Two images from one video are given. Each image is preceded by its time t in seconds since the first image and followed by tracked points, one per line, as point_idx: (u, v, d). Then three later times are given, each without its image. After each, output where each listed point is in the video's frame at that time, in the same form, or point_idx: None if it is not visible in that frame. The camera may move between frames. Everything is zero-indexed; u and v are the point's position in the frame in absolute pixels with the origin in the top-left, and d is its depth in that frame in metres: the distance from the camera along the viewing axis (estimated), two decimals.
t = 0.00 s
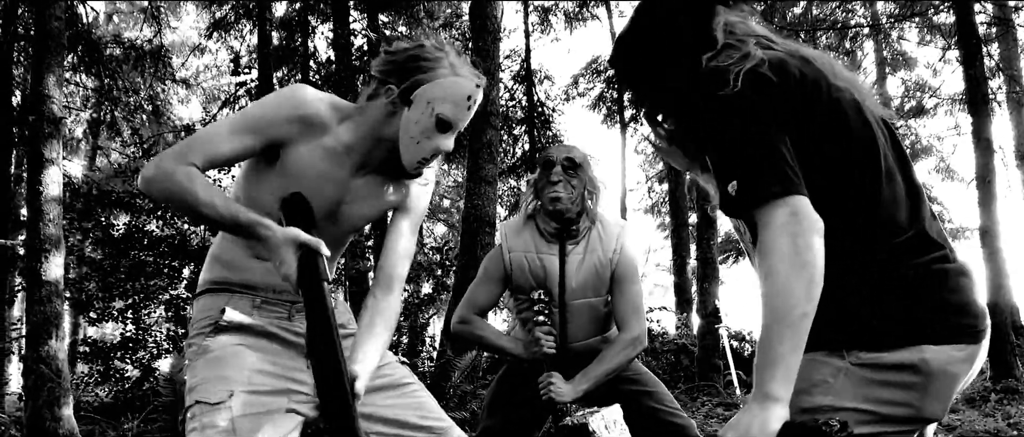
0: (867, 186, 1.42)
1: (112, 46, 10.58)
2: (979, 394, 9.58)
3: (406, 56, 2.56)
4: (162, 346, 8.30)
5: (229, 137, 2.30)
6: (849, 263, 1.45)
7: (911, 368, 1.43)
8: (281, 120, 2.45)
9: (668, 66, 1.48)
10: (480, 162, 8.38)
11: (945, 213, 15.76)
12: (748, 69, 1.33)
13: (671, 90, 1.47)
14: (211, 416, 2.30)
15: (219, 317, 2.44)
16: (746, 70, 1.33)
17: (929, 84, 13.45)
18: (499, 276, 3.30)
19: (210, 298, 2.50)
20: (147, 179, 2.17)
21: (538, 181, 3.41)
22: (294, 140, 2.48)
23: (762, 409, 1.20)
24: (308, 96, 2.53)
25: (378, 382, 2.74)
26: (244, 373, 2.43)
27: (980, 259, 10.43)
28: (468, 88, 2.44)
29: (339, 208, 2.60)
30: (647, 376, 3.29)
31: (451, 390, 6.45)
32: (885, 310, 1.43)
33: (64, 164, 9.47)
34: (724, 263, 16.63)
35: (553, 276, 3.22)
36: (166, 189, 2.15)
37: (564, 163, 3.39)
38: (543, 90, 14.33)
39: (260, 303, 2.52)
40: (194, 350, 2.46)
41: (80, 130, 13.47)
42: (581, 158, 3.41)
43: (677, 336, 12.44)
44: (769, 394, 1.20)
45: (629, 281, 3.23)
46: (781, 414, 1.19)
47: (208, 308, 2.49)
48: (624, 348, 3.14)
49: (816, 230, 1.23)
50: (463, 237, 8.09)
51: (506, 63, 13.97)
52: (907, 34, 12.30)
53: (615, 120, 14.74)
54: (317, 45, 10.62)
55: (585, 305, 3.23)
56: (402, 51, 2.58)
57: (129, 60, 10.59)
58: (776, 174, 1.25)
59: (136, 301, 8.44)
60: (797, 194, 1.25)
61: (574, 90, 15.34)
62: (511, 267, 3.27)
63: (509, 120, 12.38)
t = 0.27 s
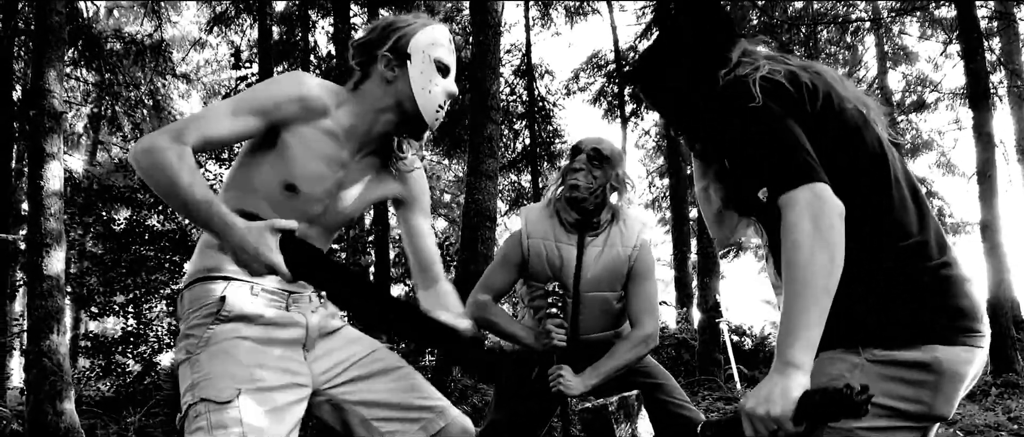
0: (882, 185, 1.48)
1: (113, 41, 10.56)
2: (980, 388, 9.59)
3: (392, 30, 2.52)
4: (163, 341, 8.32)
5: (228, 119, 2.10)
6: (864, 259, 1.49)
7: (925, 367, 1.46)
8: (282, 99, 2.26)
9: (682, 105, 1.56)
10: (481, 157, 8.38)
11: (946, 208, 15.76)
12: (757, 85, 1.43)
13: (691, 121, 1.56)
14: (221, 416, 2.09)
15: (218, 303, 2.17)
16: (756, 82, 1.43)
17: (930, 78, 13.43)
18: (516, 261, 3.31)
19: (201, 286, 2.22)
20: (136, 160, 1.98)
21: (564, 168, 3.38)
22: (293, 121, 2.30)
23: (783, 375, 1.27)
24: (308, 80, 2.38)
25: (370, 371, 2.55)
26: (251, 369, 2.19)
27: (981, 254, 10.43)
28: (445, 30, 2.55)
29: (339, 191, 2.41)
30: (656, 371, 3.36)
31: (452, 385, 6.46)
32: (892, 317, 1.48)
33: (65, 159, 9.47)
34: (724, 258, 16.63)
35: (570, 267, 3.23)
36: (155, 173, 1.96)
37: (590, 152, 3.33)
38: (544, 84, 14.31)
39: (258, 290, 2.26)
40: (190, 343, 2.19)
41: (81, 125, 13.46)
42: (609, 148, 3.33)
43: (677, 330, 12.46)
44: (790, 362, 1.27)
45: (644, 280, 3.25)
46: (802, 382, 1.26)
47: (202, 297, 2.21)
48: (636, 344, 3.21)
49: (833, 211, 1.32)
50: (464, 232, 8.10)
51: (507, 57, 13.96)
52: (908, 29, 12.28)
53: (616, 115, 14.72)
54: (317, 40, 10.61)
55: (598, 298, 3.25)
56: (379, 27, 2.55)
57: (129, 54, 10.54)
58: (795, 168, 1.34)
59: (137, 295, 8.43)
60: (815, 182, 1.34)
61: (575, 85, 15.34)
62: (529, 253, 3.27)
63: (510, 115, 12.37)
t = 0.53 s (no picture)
0: (873, 182, 1.68)
1: (112, 36, 10.50)
2: (979, 384, 9.61)
3: (411, 24, 2.63)
4: (164, 335, 8.35)
5: (247, 103, 2.25)
6: (857, 254, 1.72)
7: (914, 359, 1.69)
8: (303, 90, 2.38)
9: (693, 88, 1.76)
10: (482, 153, 8.38)
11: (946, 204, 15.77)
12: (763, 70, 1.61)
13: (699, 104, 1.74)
14: (235, 401, 2.19)
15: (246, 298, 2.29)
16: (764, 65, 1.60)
17: (930, 74, 13.40)
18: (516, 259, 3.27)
19: (238, 279, 2.34)
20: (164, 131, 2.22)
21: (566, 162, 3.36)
22: (316, 112, 2.42)
23: (779, 331, 1.39)
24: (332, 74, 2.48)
25: (400, 370, 2.60)
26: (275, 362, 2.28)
27: (980, 250, 10.45)
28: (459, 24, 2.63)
29: (367, 186, 2.47)
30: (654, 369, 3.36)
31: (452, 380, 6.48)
32: (886, 311, 1.72)
33: (64, 153, 9.46)
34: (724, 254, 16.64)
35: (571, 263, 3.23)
36: (179, 140, 2.19)
37: (596, 147, 3.35)
38: (544, 80, 14.30)
39: (287, 285, 2.35)
40: (220, 332, 2.32)
41: (80, 120, 13.42)
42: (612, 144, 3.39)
43: (677, 326, 12.47)
44: (784, 318, 1.39)
45: (644, 276, 3.26)
46: (795, 336, 1.38)
47: (235, 290, 2.33)
48: (634, 340, 3.19)
49: (824, 189, 1.47)
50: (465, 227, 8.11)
51: (507, 53, 13.94)
52: (908, 25, 12.27)
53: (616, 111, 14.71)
54: (317, 35, 10.59)
55: (600, 294, 3.25)
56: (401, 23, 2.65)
57: (129, 49, 10.51)
58: (792, 147, 1.50)
59: (138, 290, 8.47)
60: (808, 161, 1.49)
61: (575, 80, 15.33)
62: (529, 250, 3.25)
63: (509, 110, 12.36)
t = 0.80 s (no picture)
0: (873, 181, 1.64)
1: (109, 31, 10.46)
2: (976, 380, 9.63)
3: (405, 53, 2.48)
4: (161, 332, 8.34)
5: (276, 159, 2.14)
6: (854, 255, 1.69)
7: (901, 359, 1.66)
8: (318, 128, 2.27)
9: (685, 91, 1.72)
10: (480, 149, 8.36)
11: (943, 200, 15.78)
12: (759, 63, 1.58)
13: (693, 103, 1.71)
14: (233, 416, 2.11)
15: (229, 310, 2.18)
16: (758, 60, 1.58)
17: (928, 70, 13.39)
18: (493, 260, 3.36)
19: (213, 293, 2.22)
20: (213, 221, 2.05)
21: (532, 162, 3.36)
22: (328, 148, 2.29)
23: (751, 331, 1.40)
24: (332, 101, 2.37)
25: (375, 369, 2.57)
26: (263, 373, 2.19)
27: (978, 246, 10.47)
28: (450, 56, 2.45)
29: (356, 210, 2.41)
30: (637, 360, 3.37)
31: (450, 376, 6.47)
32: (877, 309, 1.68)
33: (61, 149, 9.44)
34: (722, 251, 16.64)
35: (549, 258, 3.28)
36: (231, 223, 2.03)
37: (561, 140, 3.36)
38: (542, 76, 14.28)
39: (266, 298, 2.26)
40: (202, 348, 2.20)
41: (78, 115, 13.39)
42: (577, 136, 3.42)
43: (674, 323, 12.48)
44: (757, 318, 1.40)
45: (620, 264, 3.30)
46: (765, 339, 1.38)
47: (212, 304, 2.21)
48: (618, 331, 3.21)
49: (821, 182, 1.45)
50: (463, 223, 8.10)
51: (505, 49, 13.92)
52: (906, 21, 12.26)
53: (615, 107, 14.69)
54: (315, 30, 10.57)
55: (580, 287, 3.30)
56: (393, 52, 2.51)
57: (127, 45, 10.49)
58: (790, 139, 1.48)
59: (135, 286, 8.49)
60: (807, 150, 1.47)
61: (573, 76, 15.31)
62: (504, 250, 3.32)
63: (508, 106, 12.34)
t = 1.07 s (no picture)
0: (875, 152, 1.63)
1: (105, 27, 10.43)
2: (972, 377, 9.63)
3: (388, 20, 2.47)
4: (158, 328, 8.33)
5: (282, 117, 2.08)
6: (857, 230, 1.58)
7: (910, 339, 1.57)
8: (325, 94, 2.18)
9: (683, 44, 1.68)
10: (477, 145, 8.33)
11: (941, 197, 15.78)
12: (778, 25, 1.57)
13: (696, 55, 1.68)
14: (256, 419, 2.09)
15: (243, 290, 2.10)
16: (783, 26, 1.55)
17: (925, 67, 13.37)
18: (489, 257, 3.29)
19: (221, 271, 2.11)
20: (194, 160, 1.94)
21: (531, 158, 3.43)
22: (334, 114, 2.22)
23: (774, 320, 1.40)
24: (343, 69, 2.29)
25: (349, 356, 2.57)
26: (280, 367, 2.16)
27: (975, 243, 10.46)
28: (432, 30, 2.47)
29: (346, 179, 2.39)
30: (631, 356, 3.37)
31: (446, 372, 6.46)
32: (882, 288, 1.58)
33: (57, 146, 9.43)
34: (719, 247, 16.64)
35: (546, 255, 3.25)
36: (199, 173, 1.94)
37: (555, 138, 3.41)
38: (539, 73, 14.26)
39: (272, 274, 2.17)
40: (214, 332, 2.09)
41: (74, 112, 13.38)
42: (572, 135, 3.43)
43: (671, 319, 12.48)
44: (779, 309, 1.40)
45: (617, 259, 3.29)
46: (788, 327, 1.39)
47: (223, 281, 2.12)
48: (614, 326, 3.23)
49: (844, 166, 1.45)
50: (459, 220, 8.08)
51: (502, 45, 13.91)
52: (903, 18, 12.25)
53: (612, 104, 14.68)
54: (312, 27, 10.54)
55: (576, 284, 3.29)
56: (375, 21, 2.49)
57: (123, 42, 10.47)
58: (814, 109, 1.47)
59: (131, 283, 8.42)
60: (829, 129, 1.47)
61: (571, 73, 15.29)
62: (501, 247, 3.25)
63: (505, 103, 12.32)
